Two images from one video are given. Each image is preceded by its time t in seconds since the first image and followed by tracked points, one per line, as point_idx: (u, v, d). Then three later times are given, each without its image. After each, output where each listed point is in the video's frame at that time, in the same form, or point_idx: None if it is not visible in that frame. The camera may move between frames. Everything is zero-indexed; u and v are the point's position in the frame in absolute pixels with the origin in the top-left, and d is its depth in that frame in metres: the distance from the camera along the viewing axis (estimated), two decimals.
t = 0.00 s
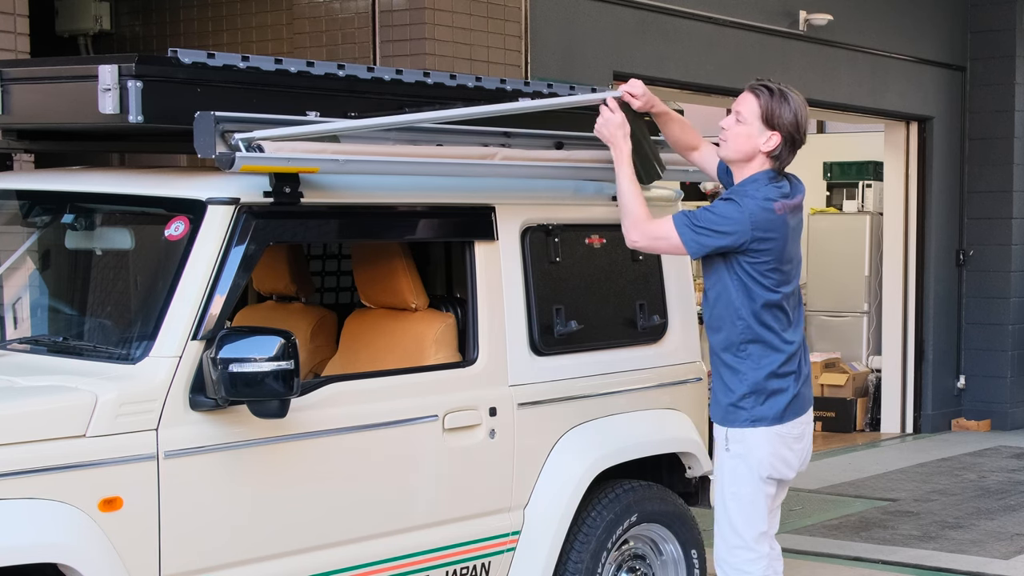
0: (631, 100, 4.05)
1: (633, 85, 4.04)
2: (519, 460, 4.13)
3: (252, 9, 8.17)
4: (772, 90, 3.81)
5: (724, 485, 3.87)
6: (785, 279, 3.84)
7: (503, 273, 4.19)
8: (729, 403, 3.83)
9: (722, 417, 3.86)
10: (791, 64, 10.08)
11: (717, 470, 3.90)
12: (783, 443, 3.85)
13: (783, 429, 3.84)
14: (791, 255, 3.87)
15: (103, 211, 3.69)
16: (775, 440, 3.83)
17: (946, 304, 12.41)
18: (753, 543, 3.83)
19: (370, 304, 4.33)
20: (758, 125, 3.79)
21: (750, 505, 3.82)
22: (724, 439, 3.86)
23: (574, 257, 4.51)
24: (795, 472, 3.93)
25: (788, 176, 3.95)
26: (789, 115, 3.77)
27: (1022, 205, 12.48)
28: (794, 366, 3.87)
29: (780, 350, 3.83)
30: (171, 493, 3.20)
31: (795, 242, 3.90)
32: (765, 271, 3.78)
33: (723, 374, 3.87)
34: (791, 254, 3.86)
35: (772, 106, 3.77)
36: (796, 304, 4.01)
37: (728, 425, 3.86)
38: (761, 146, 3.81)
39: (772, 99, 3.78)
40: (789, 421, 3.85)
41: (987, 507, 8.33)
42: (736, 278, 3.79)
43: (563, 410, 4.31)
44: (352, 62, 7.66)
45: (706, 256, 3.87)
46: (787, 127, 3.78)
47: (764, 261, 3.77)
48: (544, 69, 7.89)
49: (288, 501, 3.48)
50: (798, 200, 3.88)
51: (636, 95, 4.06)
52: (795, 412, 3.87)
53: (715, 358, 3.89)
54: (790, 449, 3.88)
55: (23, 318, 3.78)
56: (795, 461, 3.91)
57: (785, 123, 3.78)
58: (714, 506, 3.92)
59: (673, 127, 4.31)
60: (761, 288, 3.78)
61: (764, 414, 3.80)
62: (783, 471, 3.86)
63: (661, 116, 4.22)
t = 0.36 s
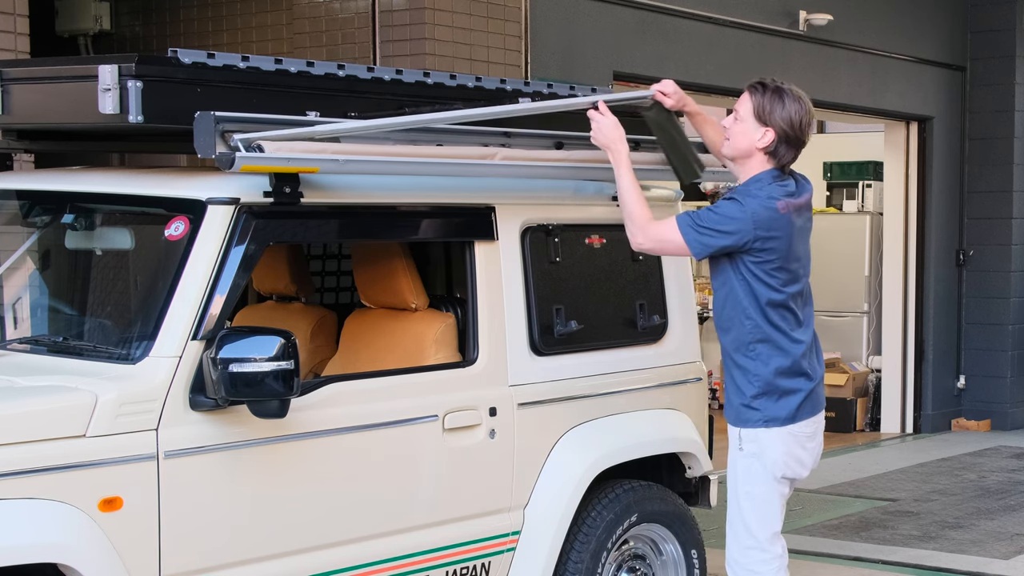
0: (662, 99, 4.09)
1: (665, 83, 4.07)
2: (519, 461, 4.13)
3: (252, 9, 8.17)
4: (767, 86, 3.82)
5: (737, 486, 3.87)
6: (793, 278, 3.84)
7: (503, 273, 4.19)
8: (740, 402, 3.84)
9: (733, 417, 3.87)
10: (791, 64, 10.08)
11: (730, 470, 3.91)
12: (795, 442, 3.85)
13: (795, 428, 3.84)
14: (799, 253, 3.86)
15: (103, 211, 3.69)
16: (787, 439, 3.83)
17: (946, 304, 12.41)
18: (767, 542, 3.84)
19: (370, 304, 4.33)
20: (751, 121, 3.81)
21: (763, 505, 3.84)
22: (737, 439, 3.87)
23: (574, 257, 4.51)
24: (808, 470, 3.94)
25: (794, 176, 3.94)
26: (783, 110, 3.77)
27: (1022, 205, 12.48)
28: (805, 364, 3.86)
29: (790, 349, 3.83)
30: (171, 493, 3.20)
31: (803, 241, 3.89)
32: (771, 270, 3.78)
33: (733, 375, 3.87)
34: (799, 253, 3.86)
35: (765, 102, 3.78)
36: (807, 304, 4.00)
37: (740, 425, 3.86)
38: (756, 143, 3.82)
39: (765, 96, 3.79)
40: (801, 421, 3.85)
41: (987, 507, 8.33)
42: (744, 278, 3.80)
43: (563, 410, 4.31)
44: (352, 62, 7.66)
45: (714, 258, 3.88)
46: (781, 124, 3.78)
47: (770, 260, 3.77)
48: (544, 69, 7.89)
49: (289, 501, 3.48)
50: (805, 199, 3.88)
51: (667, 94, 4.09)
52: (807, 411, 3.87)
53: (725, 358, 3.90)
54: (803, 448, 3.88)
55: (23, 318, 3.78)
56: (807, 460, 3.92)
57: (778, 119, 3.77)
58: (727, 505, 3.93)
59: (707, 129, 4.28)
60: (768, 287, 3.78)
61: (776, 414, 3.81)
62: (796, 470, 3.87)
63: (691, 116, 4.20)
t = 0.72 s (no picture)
0: (716, 108, 4.12)
1: (715, 93, 4.10)
2: (519, 461, 4.13)
3: (252, 9, 8.17)
4: (771, 87, 3.88)
5: (744, 481, 3.90)
6: (807, 281, 3.89)
7: (503, 273, 4.19)
8: (748, 399, 3.87)
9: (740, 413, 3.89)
10: (791, 64, 10.08)
11: (738, 465, 3.93)
12: (802, 440, 3.87)
13: (802, 427, 3.86)
14: (814, 257, 3.91)
15: (103, 211, 3.69)
16: (794, 437, 3.85)
17: (946, 304, 12.41)
18: (771, 538, 3.85)
19: (370, 304, 4.33)
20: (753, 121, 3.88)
21: (769, 500, 3.85)
22: (744, 435, 3.90)
23: (574, 258, 4.51)
24: (815, 469, 3.95)
25: (814, 183, 3.99)
26: (778, 109, 3.81)
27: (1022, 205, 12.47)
28: (813, 366, 3.89)
29: (800, 350, 3.86)
30: (171, 493, 3.20)
31: (818, 246, 3.94)
32: (785, 271, 3.83)
33: (742, 372, 3.90)
34: (813, 257, 3.91)
35: (763, 102, 3.84)
36: (818, 310, 4.04)
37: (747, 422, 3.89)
38: (759, 142, 3.88)
39: (765, 96, 3.85)
40: (807, 420, 3.87)
41: (987, 507, 8.33)
42: (758, 278, 3.85)
43: (563, 410, 4.31)
44: (352, 62, 7.66)
45: (731, 258, 3.93)
46: (778, 123, 3.82)
47: (784, 261, 3.82)
48: (544, 69, 7.89)
49: (289, 501, 3.48)
50: (824, 205, 3.94)
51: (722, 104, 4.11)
52: (814, 411, 3.88)
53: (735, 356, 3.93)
54: (810, 446, 3.90)
55: (23, 318, 3.78)
56: (815, 459, 3.93)
57: (775, 118, 3.82)
58: (734, 501, 3.95)
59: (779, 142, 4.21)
60: (781, 287, 3.83)
61: (781, 412, 3.83)
62: (804, 467, 3.89)
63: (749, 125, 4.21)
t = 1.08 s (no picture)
0: (723, 131, 4.36)
1: (722, 116, 4.35)
2: (519, 461, 4.13)
3: (252, 9, 8.15)
4: (777, 89, 3.96)
5: (758, 470, 3.95)
6: (819, 276, 3.94)
7: (503, 273, 4.19)
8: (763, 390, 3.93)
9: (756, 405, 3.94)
10: (791, 64, 10.07)
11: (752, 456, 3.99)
12: (816, 430, 3.92)
13: (817, 419, 3.91)
14: (825, 252, 3.96)
15: (103, 211, 3.69)
16: (808, 427, 3.90)
17: (946, 304, 12.41)
18: (786, 526, 3.91)
19: (370, 304, 4.32)
20: (763, 123, 3.97)
21: (784, 489, 3.90)
22: (759, 426, 3.95)
23: (574, 258, 4.50)
24: (829, 459, 3.99)
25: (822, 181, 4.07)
26: (786, 110, 3.90)
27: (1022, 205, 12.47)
28: (826, 359, 3.94)
29: (813, 343, 3.91)
30: (171, 493, 3.20)
31: (830, 242, 3.99)
32: (797, 266, 3.88)
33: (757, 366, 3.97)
34: (825, 252, 3.96)
35: (771, 104, 3.93)
36: (833, 305, 4.08)
37: (763, 413, 3.95)
38: (770, 143, 3.96)
39: (772, 98, 3.94)
40: (822, 411, 3.92)
41: (987, 507, 8.33)
42: (771, 275, 3.90)
43: (563, 410, 4.30)
44: (353, 62, 7.67)
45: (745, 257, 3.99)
46: (789, 123, 3.90)
47: (796, 256, 3.87)
48: (544, 70, 7.90)
49: (289, 501, 3.48)
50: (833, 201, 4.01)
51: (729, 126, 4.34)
52: (828, 402, 3.93)
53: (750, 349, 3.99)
54: (824, 437, 3.94)
55: (23, 318, 3.78)
56: (829, 450, 3.97)
57: (784, 118, 3.90)
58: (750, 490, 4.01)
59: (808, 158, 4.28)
60: (794, 283, 3.89)
61: (795, 403, 3.88)
62: (818, 457, 3.93)
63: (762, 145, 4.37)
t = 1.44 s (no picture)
0: (728, 130, 4.27)
1: (727, 116, 4.26)
2: (519, 460, 4.13)
3: (252, 9, 8.15)
4: (792, 90, 3.94)
5: (763, 471, 3.96)
6: (816, 276, 3.95)
7: (503, 273, 4.19)
8: (764, 391, 3.93)
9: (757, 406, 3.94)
10: (791, 64, 10.07)
11: (755, 457, 3.99)
12: (817, 429, 3.93)
13: (817, 419, 3.92)
14: (823, 252, 3.97)
15: (103, 211, 3.69)
16: (809, 426, 3.91)
17: (946, 304, 12.41)
18: (792, 525, 3.93)
19: (370, 304, 4.32)
20: (782, 124, 3.92)
21: (788, 488, 3.92)
22: (761, 427, 3.96)
23: (574, 258, 4.51)
24: (830, 458, 4.01)
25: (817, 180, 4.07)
26: (809, 113, 3.90)
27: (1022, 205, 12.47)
28: (824, 358, 3.95)
29: (812, 343, 3.91)
30: (171, 493, 3.20)
31: (827, 242, 4.00)
32: (796, 266, 3.88)
33: (757, 366, 3.97)
34: (822, 252, 3.97)
35: (794, 105, 3.89)
36: (829, 305, 4.09)
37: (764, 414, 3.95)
38: (787, 145, 3.93)
39: (793, 99, 3.90)
40: (822, 411, 3.93)
41: (987, 507, 8.33)
42: (769, 275, 3.90)
43: (563, 410, 4.30)
44: (353, 62, 7.67)
45: (742, 257, 3.98)
46: (810, 124, 3.90)
47: (795, 256, 3.87)
48: (544, 70, 7.90)
49: (289, 501, 3.48)
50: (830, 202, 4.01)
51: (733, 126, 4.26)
52: (828, 402, 3.94)
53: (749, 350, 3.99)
54: (825, 436, 3.95)
55: (23, 318, 3.78)
56: (829, 448, 3.99)
57: (807, 121, 3.90)
58: (754, 489, 4.02)
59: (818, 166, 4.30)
60: (792, 283, 3.89)
61: (796, 403, 3.89)
62: (819, 456, 3.95)
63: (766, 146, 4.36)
